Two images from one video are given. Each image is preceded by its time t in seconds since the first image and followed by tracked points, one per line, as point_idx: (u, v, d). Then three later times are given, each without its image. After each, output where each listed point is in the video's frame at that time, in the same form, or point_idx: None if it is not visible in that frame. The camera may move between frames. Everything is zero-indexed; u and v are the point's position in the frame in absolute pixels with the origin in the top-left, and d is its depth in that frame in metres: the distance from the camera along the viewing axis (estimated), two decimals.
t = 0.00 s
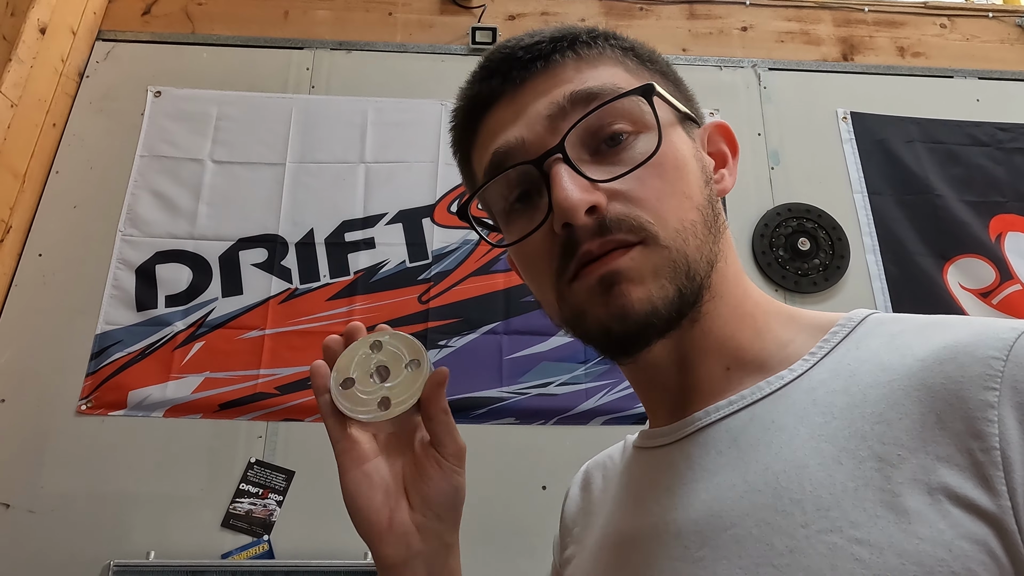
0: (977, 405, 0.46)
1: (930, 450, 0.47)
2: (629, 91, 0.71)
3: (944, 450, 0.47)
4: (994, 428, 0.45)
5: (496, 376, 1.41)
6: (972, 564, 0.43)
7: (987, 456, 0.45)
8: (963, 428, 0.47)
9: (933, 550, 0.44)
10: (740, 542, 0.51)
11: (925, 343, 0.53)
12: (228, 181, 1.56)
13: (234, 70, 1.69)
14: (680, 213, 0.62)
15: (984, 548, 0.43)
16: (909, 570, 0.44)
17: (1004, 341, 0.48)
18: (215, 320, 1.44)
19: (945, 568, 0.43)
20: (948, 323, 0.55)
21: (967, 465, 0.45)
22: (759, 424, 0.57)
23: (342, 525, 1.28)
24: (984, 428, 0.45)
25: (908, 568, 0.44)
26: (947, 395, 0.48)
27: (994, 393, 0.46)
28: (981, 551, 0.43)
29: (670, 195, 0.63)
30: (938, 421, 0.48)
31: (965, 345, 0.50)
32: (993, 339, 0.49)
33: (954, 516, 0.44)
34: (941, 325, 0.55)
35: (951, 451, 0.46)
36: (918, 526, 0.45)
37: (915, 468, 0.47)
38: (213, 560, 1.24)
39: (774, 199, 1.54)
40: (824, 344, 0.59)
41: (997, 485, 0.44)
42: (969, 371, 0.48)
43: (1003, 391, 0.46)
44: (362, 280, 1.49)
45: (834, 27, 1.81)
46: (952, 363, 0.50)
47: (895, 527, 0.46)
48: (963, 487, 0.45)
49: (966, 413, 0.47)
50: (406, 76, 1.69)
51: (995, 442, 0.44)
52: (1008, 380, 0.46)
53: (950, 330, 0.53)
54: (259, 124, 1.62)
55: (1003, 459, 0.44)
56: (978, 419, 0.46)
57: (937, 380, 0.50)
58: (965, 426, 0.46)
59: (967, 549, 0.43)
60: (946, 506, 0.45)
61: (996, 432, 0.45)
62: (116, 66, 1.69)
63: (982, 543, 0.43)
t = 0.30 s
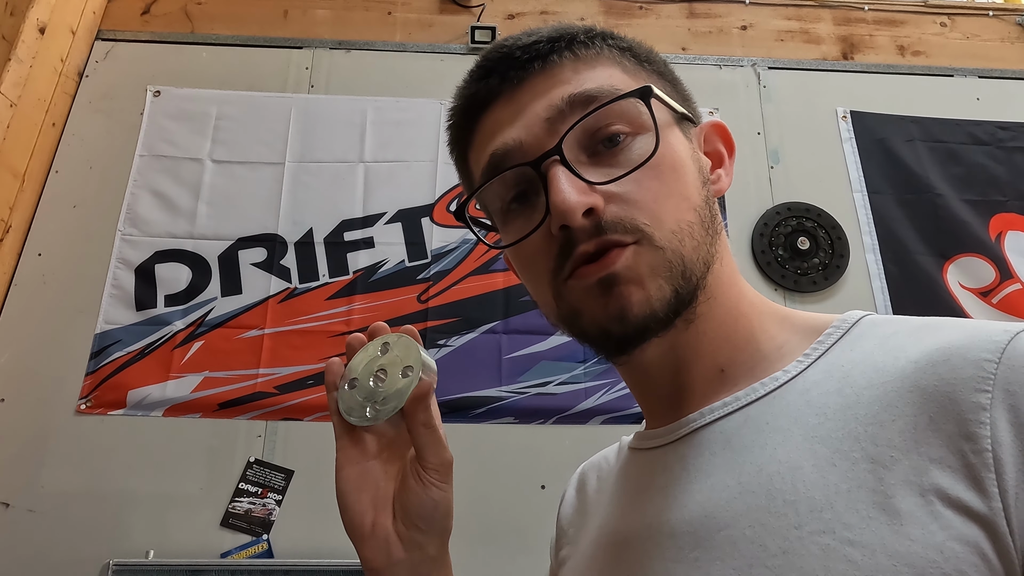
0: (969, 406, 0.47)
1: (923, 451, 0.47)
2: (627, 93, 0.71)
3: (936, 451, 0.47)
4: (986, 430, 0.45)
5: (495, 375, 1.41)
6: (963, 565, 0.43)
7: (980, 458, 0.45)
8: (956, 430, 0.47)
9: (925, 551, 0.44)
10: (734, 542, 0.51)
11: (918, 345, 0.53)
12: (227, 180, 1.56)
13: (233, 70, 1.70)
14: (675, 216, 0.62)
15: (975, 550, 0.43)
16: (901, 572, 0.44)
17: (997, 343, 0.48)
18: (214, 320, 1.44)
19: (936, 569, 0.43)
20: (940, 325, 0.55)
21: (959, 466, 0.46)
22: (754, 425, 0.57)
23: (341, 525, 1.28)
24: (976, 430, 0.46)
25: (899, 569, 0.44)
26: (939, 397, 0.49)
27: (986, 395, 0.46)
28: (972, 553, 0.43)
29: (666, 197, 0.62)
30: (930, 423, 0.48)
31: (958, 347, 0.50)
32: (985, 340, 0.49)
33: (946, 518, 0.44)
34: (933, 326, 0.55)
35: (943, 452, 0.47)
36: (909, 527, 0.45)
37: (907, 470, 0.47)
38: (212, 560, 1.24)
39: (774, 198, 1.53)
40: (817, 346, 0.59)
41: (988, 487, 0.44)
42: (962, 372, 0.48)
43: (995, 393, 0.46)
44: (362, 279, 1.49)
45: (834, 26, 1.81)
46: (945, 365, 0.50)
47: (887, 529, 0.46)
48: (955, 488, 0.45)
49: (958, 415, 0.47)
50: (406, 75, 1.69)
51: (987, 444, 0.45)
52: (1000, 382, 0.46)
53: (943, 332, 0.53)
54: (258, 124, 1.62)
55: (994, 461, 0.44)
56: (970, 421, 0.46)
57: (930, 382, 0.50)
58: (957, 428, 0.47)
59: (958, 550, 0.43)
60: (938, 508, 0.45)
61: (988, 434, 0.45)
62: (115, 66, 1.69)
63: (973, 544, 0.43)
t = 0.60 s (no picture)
0: (970, 408, 0.46)
1: (924, 453, 0.47)
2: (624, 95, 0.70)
3: (938, 453, 0.47)
4: (988, 431, 0.45)
5: (496, 375, 1.41)
6: (965, 568, 0.43)
7: (981, 460, 0.44)
8: (957, 432, 0.46)
9: (927, 553, 0.44)
10: (735, 543, 0.51)
11: (919, 347, 0.53)
12: (228, 179, 1.56)
13: (234, 69, 1.69)
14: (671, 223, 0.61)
15: (977, 552, 0.43)
16: (902, 573, 0.44)
17: (999, 344, 0.48)
18: (215, 319, 1.44)
19: (939, 571, 0.43)
20: (942, 326, 0.54)
21: (961, 468, 0.45)
22: (754, 427, 0.56)
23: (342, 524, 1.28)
24: (978, 431, 0.45)
25: (901, 571, 0.44)
26: (940, 398, 0.48)
27: (988, 396, 0.46)
28: (974, 555, 0.43)
29: (663, 202, 0.62)
30: (932, 424, 0.48)
31: (959, 348, 0.50)
32: (987, 342, 0.49)
33: (948, 520, 0.44)
34: (935, 328, 0.54)
35: (945, 454, 0.46)
36: (911, 529, 0.45)
37: (908, 471, 0.47)
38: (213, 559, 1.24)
39: (776, 197, 1.53)
40: (818, 348, 0.59)
41: (990, 489, 0.44)
42: (963, 374, 0.48)
43: (997, 394, 0.46)
44: (363, 278, 1.49)
45: (836, 24, 1.80)
46: (946, 366, 0.49)
47: (888, 530, 0.45)
48: (957, 490, 0.45)
49: (960, 416, 0.47)
50: (407, 74, 1.69)
51: (989, 446, 0.44)
52: (1002, 383, 0.46)
53: (944, 333, 0.53)
54: (259, 123, 1.62)
55: (997, 462, 0.44)
56: (971, 422, 0.46)
57: (931, 383, 0.49)
58: (959, 429, 0.46)
59: (960, 552, 0.43)
60: (940, 509, 0.45)
61: (990, 435, 0.45)
62: (116, 65, 1.69)
63: (976, 546, 0.43)
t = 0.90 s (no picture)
0: (982, 413, 0.46)
1: (934, 456, 0.47)
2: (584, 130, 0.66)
3: (948, 456, 0.47)
4: (999, 436, 0.45)
5: (498, 375, 1.41)
6: (973, 570, 0.43)
7: (992, 464, 0.44)
8: (968, 436, 0.46)
9: (935, 556, 0.44)
10: (741, 544, 0.51)
11: (930, 351, 0.53)
12: (231, 180, 1.56)
13: (236, 69, 1.69)
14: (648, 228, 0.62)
15: (986, 556, 0.43)
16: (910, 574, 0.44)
17: (1012, 351, 0.47)
18: (218, 320, 1.44)
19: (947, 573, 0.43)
20: (955, 331, 0.54)
21: (971, 472, 0.45)
22: (763, 428, 0.56)
23: (345, 524, 1.28)
24: (989, 436, 0.45)
25: (909, 572, 0.44)
26: (951, 402, 0.48)
27: (1000, 401, 0.46)
28: (983, 558, 0.43)
29: (606, 235, 0.61)
30: (942, 428, 0.48)
31: (971, 353, 0.50)
32: (1000, 348, 0.48)
33: (957, 523, 0.44)
34: (947, 332, 0.54)
35: (955, 458, 0.46)
36: (920, 531, 0.45)
37: (918, 474, 0.47)
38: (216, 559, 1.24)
39: (779, 196, 1.53)
40: (829, 352, 0.59)
41: (1001, 493, 0.43)
42: (975, 378, 0.48)
43: (1010, 400, 0.45)
44: (365, 278, 1.49)
45: (839, 23, 1.80)
46: (958, 370, 0.49)
47: (897, 532, 0.45)
48: (967, 493, 0.45)
49: (971, 420, 0.46)
50: (410, 75, 1.69)
51: (1000, 450, 0.44)
52: (1015, 389, 0.46)
53: (957, 338, 0.52)
54: (261, 123, 1.62)
55: (1008, 467, 0.44)
56: (982, 427, 0.46)
57: (942, 387, 0.49)
58: (970, 433, 0.46)
59: (969, 555, 0.43)
60: (949, 512, 0.45)
61: (1002, 440, 0.44)
62: (118, 65, 1.69)
63: (985, 550, 0.43)
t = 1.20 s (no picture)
0: (986, 408, 0.46)
1: (939, 453, 0.47)
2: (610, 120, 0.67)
3: (953, 453, 0.46)
4: (1004, 431, 0.45)
5: (502, 374, 1.41)
6: (981, 568, 0.42)
7: (997, 460, 0.44)
8: (973, 432, 0.46)
9: (942, 553, 0.44)
10: (747, 543, 0.51)
11: (934, 348, 0.53)
12: (234, 179, 1.56)
13: (239, 68, 1.69)
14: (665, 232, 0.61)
15: (993, 552, 0.43)
16: (917, 572, 0.44)
17: (1016, 348, 0.48)
18: (222, 319, 1.44)
19: (954, 570, 0.43)
20: (958, 328, 0.54)
21: (976, 469, 0.45)
22: (767, 427, 0.56)
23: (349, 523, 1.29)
24: (994, 431, 0.45)
25: (916, 570, 0.44)
26: (956, 398, 0.48)
27: (1004, 397, 0.46)
28: (990, 555, 0.43)
29: (634, 225, 0.61)
30: (946, 424, 0.48)
31: (975, 350, 0.50)
32: (1004, 345, 0.48)
33: (964, 519, 0.44)
34: (950, 330, 0.54)
35: (960, 454, 0.46)
36: (926, 528, 0.45)
37: (923, 471, 0.47)
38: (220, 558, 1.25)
39: (783, 195, 1.52)
40: (832, 351, 0.59)
41: (1007, 489, 0.43)
42: (978, 375, 0.48)
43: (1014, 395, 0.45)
44: (368, 277, 1.49)
45: (843, 22, 1.79)
46: (962, 367, 0.49)
47: (903, 529, 0.45)
48: (972, 490, 0.45)
49: (975, 416, 0.46)
50: (413, 74, 1.69)
51: (1006, 446, 0.44)
52: (1019, 385, 0.46)
53: (960, 336, 0.52)
54: (265, 123, 1.62)
55: (1013, 462, 0.44)
56: (987, 423, 0.46)
57: (946, 384, 0.49)
58: (974, 429, 0.46)
59: (976, 552, 0.43)
60: (955, 509, 0.45)
61: (1006, 436, 0.44)
62: (121, 65, 1.69)
63: (992, 546, 0.43)
